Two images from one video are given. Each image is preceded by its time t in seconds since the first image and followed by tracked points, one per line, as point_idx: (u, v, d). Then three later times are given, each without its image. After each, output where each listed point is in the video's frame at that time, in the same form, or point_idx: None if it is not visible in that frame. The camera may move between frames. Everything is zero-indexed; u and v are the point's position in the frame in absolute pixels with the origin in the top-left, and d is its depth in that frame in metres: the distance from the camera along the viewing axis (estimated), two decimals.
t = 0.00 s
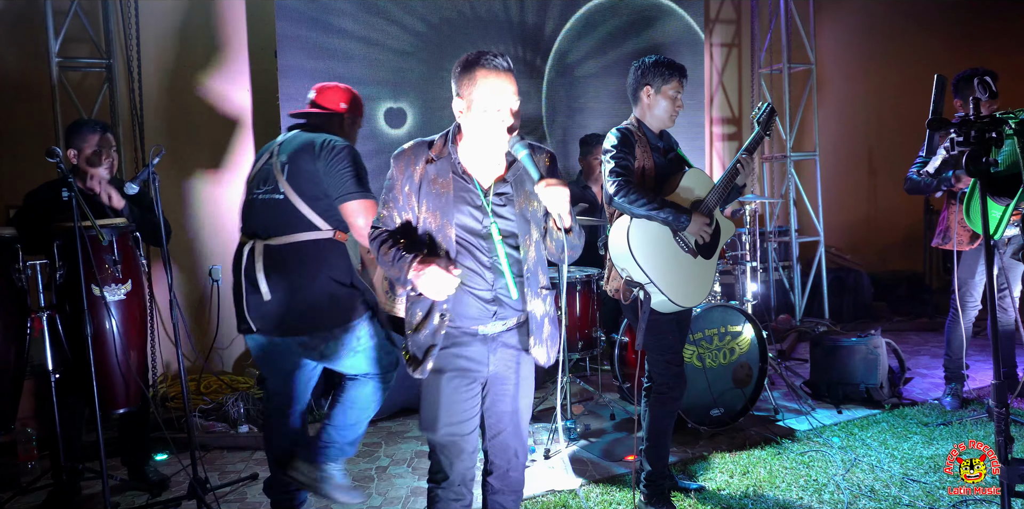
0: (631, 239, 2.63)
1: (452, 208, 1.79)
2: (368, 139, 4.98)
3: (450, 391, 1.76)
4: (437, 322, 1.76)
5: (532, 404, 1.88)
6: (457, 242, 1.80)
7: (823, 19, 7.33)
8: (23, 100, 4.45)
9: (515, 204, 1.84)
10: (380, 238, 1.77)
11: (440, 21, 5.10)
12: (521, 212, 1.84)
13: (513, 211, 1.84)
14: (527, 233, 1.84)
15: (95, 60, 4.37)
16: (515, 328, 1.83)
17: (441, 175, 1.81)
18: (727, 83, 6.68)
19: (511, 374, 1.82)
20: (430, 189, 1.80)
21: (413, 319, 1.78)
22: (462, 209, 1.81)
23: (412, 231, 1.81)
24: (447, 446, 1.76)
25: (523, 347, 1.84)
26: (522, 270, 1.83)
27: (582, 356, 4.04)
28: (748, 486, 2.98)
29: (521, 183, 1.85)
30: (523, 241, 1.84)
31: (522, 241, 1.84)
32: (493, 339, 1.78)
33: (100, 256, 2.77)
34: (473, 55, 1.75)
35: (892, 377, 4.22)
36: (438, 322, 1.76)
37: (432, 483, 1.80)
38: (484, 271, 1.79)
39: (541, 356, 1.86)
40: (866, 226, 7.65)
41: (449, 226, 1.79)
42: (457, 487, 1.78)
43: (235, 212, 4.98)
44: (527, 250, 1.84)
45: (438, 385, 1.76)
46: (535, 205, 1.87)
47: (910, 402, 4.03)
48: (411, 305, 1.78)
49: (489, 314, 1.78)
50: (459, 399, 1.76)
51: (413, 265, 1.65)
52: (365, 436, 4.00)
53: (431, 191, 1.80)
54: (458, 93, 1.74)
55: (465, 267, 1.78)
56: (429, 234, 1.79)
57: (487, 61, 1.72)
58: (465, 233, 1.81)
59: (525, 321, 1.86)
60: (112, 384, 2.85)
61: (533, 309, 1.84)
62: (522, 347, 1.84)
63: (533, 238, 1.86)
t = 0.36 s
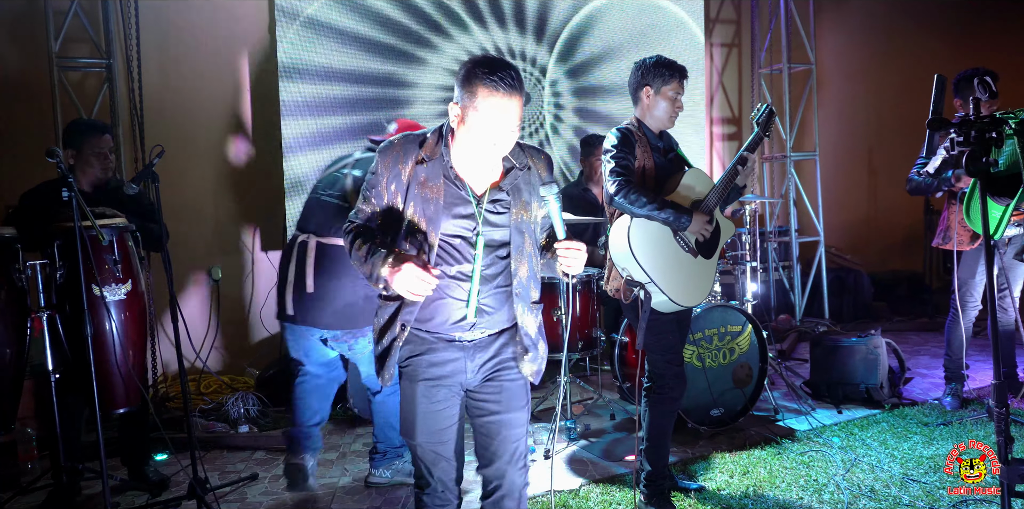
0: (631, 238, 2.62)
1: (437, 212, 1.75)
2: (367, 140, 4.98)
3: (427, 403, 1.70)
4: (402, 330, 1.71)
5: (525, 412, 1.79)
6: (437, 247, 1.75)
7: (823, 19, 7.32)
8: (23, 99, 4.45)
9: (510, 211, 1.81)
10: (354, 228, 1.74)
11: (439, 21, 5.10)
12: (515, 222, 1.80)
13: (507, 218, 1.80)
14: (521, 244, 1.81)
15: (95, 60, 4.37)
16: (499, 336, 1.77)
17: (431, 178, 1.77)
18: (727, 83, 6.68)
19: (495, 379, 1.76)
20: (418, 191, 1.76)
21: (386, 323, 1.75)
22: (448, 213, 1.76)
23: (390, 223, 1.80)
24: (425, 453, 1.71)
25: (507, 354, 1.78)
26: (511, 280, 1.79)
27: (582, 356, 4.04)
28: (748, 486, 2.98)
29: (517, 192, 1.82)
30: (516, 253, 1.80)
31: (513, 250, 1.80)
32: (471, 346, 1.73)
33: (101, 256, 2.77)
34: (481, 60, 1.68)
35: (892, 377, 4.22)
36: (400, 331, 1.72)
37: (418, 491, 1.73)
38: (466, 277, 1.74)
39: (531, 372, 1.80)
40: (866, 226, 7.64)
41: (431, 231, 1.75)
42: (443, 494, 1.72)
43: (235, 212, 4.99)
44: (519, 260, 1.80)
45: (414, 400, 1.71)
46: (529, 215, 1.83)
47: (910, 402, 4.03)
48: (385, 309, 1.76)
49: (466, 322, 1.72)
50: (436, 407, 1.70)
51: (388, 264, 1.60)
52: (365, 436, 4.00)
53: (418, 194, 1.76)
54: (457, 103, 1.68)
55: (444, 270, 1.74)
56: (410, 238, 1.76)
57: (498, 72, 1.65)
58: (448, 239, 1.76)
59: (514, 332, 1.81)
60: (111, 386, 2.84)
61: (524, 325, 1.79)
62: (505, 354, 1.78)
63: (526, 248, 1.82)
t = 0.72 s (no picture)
0: (630, 237, 2.62)
1: (438, 229, 1.63)
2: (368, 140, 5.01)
3: (441, 425, 1.61)
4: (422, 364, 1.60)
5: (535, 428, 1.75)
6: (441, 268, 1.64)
7: (824, 20, 7.32)
8: (23, 99, 4.45)
9: (514, 220, 1.74)
10: (349, 259, 1.61)
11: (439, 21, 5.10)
12: (520, 231, 1.74)
13: (512, 228, 1.73)
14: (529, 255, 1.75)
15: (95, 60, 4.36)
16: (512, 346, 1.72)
17: (428, 193, 1.64)
18: (727, 82, 6.67)
19: (510, 399, 1.70)
20: (414, 208, 1.63)
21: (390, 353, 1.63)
22: (449, 229, 1.66)
23: (385, 252, 1.66)
24: (438, 479, 1.61)
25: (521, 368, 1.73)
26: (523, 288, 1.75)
27: (582, 356, 4.04)
28: (748, 486, 2.98)
29: (518, 199, 1.75)
30: (526, 263, 1.75)
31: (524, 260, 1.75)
32: (484, 361, 1.65)
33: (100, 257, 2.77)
34: (479, 65, 1.57)
35: (892, 377, 4.22)
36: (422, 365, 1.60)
37: None
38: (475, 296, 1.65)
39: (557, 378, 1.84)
40: (866, 226, 7.64)
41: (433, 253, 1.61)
42: None
43: (235, 209, 5.00)
44: (530, 272, 1.75)
45: (427, 421, 1.61)
46: (532, 222, 1.77)
47: (910, 402, 4.03)
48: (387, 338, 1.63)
49: (482, 337, 1.65)
50: (450, 428, 1.62)
51: (390, 309, 1.52)
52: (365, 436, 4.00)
53: (415, 212, 1.63)
54: (457, 113, 1.58)
55: (452, 290, 1.64)
56: (409, 259, 1.62)
57: (501, 79, 1.55)
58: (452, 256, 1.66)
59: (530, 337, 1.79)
60: (111, 385, 2.84)
61: (544, 331, 1.78)
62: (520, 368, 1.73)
63: (535, 257, 1.76)
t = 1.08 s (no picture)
0: (631, 237, 2.63)
1: (434, 227, 1.58)
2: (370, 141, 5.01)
3: (412, 435, 1.51)
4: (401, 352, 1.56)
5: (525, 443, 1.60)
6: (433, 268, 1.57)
7: (824, 20, 7.31)
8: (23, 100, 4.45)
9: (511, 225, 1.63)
10: (346, 248, 1.58)
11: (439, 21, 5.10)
12: (517, 238, 1.64)
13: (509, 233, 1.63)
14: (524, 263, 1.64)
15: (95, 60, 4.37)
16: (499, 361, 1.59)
17: (424, 188, 1.58)
18: (727, 82, 6.67)
19: (493, 409, 1.57)
20: (410, 203, 1.57)
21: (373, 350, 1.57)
22: (443, 227, 1.58)
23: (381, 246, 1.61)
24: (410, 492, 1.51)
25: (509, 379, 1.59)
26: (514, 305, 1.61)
27: (582, 356, 4.04)
28: (748, 486, 2.98)
29: (520, 204, 1.65)
30: (519, 273, 1.63)
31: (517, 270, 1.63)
32: (464, 372, 1.54)
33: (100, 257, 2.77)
34: (472, 48, 1.50)
35: (892, 377, 4.21)
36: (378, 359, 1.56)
37: None
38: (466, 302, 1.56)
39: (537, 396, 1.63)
40: (866, 226, 7.64)
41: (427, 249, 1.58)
42: None
43: (235, 209, 5.00)
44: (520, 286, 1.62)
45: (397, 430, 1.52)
46: (532, 230, 1.66)
47: (910, 402, 4.03)
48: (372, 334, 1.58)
49: (466, 348, 1.55)
50: (423, 438, 1.51)
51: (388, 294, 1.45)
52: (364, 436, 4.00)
53: (412, 208, 1.57)
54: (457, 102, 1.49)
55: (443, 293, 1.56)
56: (405, 253, 1.58)
57: (497, 56, 1.48)
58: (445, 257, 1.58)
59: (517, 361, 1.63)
60: (111, 386, 2.84)
61: (526, 357, 1.62)
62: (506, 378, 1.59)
63: (529, 267, 1.65)
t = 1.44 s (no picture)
0: (631, 237, 2.63)
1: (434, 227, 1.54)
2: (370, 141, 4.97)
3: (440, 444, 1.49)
4: (423, 405, 1.47)
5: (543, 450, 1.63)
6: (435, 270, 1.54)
7: (824, 20, 7.31)
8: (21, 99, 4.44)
9: (514, 217, 1.65)
10: (331, 251, 1.47)
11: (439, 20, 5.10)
12: (520, 231, 1.65)
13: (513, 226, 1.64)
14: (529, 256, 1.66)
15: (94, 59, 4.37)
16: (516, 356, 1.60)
17: (421, 187, 1.54)
18: (727, 82, 6.67)
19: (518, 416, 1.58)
20: (407, 203, 1.52)
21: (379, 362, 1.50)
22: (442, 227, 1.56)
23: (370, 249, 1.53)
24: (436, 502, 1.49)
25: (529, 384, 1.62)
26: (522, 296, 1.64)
27: (581, 356, 4.04)
28: (748, 486, 2.98)
29: (520, 195, 1.67)
30: (526, 266, 1.65)
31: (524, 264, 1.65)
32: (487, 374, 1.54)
33: (99, 257, 2.77)
34: (473, 33, 1.50)
35: (893, 377, 4.21)
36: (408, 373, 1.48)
37: None
38: (475, 299, 1.55)
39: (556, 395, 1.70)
40: (866, 226, 7.64)
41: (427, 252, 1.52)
42: None
43: (235, 209, 5.00)
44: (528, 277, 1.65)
45: (426, 440, 1.49)
46: (534, 221, 1.68)
47: (910, 402, 4.02)
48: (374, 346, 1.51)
49: (483, 345, 1.54)
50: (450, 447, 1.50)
51: (378, 307, 1.40)
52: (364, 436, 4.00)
53: (408, 208, 1.52)
54: (463, 87, 1.48)
55: (451, 294, 1.55)
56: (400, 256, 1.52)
57: (502, 35, 1.49)
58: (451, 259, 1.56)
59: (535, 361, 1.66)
60: (110, 386, 2.84)
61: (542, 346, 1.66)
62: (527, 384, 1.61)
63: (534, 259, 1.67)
